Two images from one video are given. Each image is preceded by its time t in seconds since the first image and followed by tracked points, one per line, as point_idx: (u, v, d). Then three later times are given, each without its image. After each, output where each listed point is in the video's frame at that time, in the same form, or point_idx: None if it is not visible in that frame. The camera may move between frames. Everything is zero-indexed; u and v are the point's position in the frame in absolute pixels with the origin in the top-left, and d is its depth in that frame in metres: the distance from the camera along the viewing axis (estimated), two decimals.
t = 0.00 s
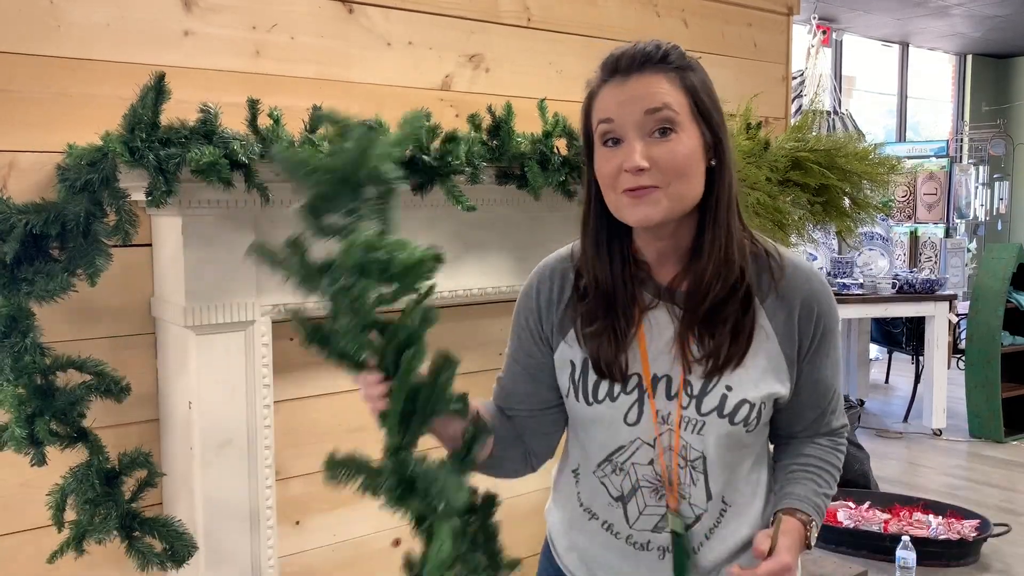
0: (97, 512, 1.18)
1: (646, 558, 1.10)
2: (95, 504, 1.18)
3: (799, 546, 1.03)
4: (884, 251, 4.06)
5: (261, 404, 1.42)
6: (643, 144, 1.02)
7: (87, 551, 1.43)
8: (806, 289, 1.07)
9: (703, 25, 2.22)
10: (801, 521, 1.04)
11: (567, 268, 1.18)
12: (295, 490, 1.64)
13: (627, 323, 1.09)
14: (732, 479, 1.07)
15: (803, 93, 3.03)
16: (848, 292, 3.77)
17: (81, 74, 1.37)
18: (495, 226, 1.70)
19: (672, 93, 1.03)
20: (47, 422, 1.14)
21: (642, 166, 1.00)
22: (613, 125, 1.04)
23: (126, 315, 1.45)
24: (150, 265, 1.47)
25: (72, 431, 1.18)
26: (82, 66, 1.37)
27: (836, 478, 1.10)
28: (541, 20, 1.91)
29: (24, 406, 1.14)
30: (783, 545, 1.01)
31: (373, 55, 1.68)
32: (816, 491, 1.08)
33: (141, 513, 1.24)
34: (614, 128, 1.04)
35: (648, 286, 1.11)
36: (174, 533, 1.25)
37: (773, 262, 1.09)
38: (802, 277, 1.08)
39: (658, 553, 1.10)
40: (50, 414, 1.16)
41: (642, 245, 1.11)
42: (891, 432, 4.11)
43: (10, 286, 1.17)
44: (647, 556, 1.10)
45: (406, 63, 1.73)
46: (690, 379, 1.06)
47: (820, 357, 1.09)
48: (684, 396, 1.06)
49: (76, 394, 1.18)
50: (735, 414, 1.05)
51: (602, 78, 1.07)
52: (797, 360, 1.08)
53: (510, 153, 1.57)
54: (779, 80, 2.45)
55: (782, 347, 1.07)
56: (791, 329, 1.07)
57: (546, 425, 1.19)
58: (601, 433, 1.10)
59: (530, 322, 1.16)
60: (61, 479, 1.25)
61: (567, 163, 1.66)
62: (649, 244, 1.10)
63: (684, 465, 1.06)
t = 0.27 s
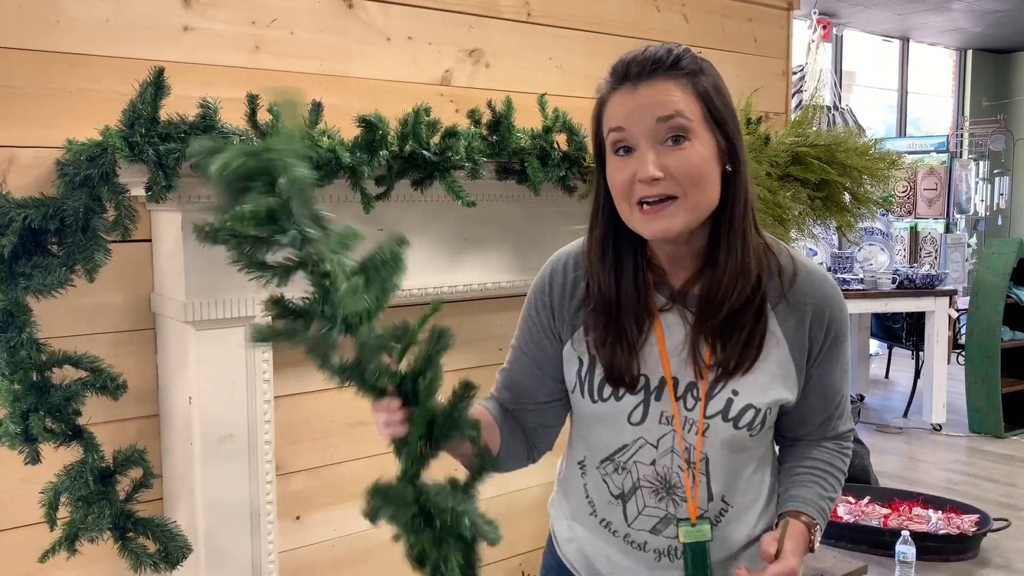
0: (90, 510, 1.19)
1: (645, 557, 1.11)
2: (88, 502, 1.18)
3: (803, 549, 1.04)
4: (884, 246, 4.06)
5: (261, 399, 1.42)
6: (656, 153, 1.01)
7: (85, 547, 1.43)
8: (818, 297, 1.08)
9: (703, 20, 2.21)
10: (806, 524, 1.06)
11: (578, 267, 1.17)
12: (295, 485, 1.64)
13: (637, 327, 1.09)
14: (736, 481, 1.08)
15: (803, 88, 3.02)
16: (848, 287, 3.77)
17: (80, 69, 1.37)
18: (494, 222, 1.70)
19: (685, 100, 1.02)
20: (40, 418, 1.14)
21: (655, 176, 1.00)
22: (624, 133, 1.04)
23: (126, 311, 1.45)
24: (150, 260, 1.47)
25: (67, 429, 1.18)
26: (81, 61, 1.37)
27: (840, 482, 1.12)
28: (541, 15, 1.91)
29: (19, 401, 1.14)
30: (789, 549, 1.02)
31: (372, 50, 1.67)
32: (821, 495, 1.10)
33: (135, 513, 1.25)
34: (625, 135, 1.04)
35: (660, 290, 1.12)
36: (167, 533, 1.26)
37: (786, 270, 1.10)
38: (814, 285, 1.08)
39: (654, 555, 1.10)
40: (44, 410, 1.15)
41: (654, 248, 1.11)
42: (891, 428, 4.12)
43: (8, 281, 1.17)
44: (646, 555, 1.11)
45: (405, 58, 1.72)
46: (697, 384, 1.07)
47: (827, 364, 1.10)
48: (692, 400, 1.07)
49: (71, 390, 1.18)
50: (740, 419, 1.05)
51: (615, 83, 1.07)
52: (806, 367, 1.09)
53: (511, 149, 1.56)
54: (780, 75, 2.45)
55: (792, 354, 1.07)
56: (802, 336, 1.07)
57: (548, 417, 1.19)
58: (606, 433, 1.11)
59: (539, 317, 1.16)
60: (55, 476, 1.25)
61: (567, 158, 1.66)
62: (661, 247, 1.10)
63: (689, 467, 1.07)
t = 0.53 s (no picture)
0: (91, 507, 1.19)
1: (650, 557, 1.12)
2: (90, 499, 1.19)
3: (809, 543, 1.07)
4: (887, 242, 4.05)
5: (265, 395, 1.43)
6: (676, 148, 0.99)
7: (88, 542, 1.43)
8: (828, 297, 1.10)
9: (706, 15, 2.21)
10: (813, 519, 1.09)
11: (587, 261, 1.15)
12: (298, 481, 1.65)
13: (649, 326, 1.08)
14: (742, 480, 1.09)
15: (807, 84, 3.01)
16: (850, 283, 3.77)
17: (83, 65, 1.37)
18: (497, 217, 1.70)
19: (706, 96, 1.01)
20: (43, 414, 1.14)
21: (674, 171, 0.98)
22: (645, 125, 1.01)
23: (128, 307, 1.45)
24: (153, 255, 1.47)
25: (69, 425, 1.19)
26: (84, 57, 1.37)
27: (847, 476, 1.15)
28: (543, 10, 1.91)
29: (22, 397, 1.14)
30: (797, 544, 1.05)
31: (374, 46, 1.67)
32: (828, 489, 1.12)
33: (137, 511, 1.25)
34: (645, 128, 1.01)
35: (670, 287, 1.11)
36: (169, 530, 1.26)
37: (796, 270, 1.11)
38: (825, 286, 1.10)
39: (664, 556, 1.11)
40: (47, 406, 1.16)
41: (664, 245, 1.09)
42: (893, 423, 4.11)
43: (11, 276, 1.18)
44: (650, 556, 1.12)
45: (407, 53, 1.72)
46: (708, 383, 1.07)
47: (836, 362, 1.12)
48: (702, 400, 1.07)
49: (73, 386, 1.18)
50: (750, 420, 1.07)
51: (635, 72, 1.04)
52: (816, 366, 1.11)
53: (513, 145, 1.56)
54: (783, 71, 2.44)
55: (802, 353, 1.09)
56: (812, 334, 1.09)
57: (554, 416, 1.18)
58: (614, 433, 1.11)
59: (545, 315, 1.14)
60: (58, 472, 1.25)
61: (570, 154, 1.66)
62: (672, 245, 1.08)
63: (697, 466, 1.08)
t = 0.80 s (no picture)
0: (103, 502, 1.19)
1: (660, 556, 1.12)
2: (102, 495, 1.19)
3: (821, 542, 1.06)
4: (891, 242, 4.04)
5: (268, 394, 1.43)
6: (674, 136, 1.01)
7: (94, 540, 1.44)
8: (839, 290, 1.09)
9: (710, 15, 2.21)
10: (823, 518, 1.08)
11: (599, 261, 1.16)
12: (301, 480, 1.65)
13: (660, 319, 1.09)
14: (755, 478, 1.09)
15: (810, 83, 3.01)
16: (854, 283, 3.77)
17: (88, 64, 1.37)
18: (501, 217, 1.70)
19: (699, 82, 1.02)
20: (53, 411, 1.15)
21: (674, 159, 0.99)
22: (642, 119, 1.04)
23: (133, 306, 1.45)
24: (157, 255, 1.48)
25: (78, 422, 1.19)
26: (88, 56, 1.37)
27: (857, 476, 1.14)
28: (547, 10, 1.91)
29: (31, 396, 1.14)
30: (809, 542, 1.04)
31: (378, 45, 1.67)
32: (838, 489, 1.11)
33: (148, 505, 1.25)
34: (643, 122, 1.04)
35: (683, 283, 1.11)
36: (180, 524, 1.27)
37: (807, 262, 1.10)
38: (836, 279, 1.09)
39: (673, 554, 1.12)
40: (57, 405, 1.16)
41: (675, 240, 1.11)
42: (896, 424, 4.11)
43: (18, 276, 1.17)
44: (661, 555, 1.12)
45: (411, 53, 1.72)
46: (721, 379, 1.07)
47: (848, 360, 1.11)
48: (715, 397, 1.07)
49: (83, 384, 1.18)
50: (764, 415, 1.05)
51: (631, 68, 1.06)
52: (828, 362, 1.10)
53: (517, 144, 1.56)
54: (787, 70, 2.44)
55: (814, 346, 1.08)
56: (823, 327, 1.08)
57: (564, 418, 1.18)
58: (625, 431, 1.11)
59: (556, 314, 1.15)
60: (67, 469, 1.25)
61: (574, 153, 1.66)
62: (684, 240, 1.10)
63: (708, 463, 1.08)
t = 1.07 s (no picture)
0: (105, 501, 1.19)
1: (663, 558, 1.12)
2: (103, 494, 1.18)
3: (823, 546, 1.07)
4: (893, 243, 4.04)
5: (269, 394, 1.43)
6: (679, 132, 1.01)
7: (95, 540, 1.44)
8: (841, 290, 1.08)
9: (711, 15, 2.20)
10: (826, 520, 1.08)
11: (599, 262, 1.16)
12: (302, 480, 1.65)
13: (661, 319, 1.09)
14: (756, 480, 1.09)
15: (812, 84, 3.00)
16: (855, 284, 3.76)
17: (89, 64, 1.37)
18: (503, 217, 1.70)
19: (705, 78, 1.02)
20: (54, 411, 1.15)
21: (679, 154, 0.99)
22: (646, 115, 1.03)
23: (134, 306, 1.45)
24: (158, 255, 1.47)
25: (80, 421, 1.19)
26: (90, 56, 1.37)
27: (861, 477, 1.14)
28: (548, 10, 1.90)
29: (32, 395, 1.14)
30: (813, 546, 1.05)
31: (379, 45, 1.67)
32: (841, 491, 1.11)
33: (148, 504, 1.25)
34: (648, 117, 1.03)
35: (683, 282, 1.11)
36: (182, 522, 1.27)
37: (808, 261, 1.09)
38: (837, 279, 1.09)
39: (675, 557, 1.11)
40: (58, 404, 1.16)
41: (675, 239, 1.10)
42: (898, 424, 4.10)
43: (18, 275, 1.17)
44: (664, 557, 1.12)
45: (413, 53, 1.72)
46: (723, 379, 1.07)
47: (849, 359, 1.11)
48: (717, 397, 1.06)
49: (84, 384, 1.18)
50: (764, 415, 1.05)
51: (634, 66, 1.06)
52: (830, 362, 1.10)
53: (519, 145, 1.56)
54: (789, 70, 2.43)
55: (815, 346, 1.08)
56: (824, 327, 1.08)
57: (569, 421, 1.17)
58: (626, 432, 1.10)
59: (557, 315, 1.15)
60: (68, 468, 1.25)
61: (575, 153, 1.66)
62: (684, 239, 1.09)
63: (711, 466, 1.07)
